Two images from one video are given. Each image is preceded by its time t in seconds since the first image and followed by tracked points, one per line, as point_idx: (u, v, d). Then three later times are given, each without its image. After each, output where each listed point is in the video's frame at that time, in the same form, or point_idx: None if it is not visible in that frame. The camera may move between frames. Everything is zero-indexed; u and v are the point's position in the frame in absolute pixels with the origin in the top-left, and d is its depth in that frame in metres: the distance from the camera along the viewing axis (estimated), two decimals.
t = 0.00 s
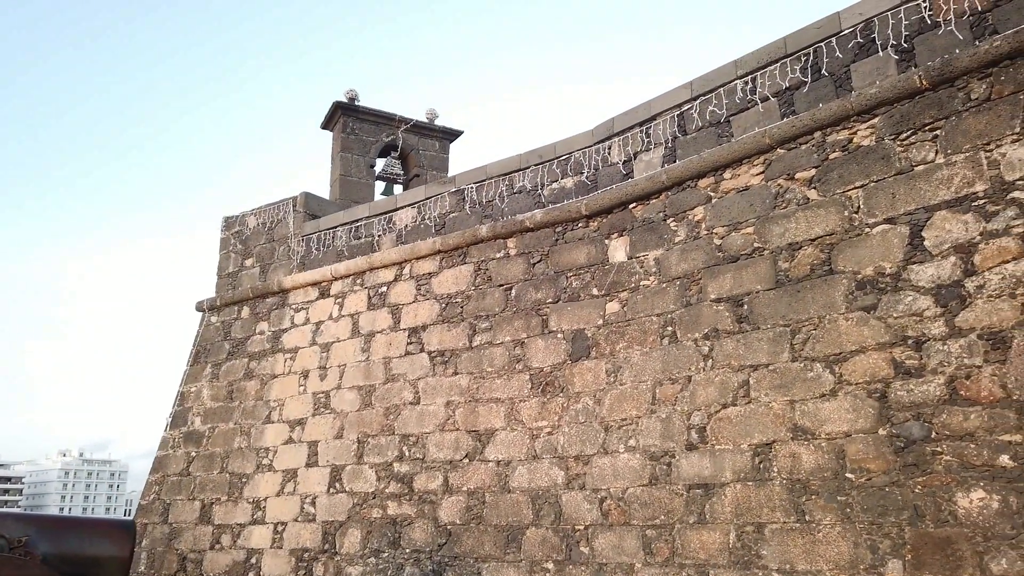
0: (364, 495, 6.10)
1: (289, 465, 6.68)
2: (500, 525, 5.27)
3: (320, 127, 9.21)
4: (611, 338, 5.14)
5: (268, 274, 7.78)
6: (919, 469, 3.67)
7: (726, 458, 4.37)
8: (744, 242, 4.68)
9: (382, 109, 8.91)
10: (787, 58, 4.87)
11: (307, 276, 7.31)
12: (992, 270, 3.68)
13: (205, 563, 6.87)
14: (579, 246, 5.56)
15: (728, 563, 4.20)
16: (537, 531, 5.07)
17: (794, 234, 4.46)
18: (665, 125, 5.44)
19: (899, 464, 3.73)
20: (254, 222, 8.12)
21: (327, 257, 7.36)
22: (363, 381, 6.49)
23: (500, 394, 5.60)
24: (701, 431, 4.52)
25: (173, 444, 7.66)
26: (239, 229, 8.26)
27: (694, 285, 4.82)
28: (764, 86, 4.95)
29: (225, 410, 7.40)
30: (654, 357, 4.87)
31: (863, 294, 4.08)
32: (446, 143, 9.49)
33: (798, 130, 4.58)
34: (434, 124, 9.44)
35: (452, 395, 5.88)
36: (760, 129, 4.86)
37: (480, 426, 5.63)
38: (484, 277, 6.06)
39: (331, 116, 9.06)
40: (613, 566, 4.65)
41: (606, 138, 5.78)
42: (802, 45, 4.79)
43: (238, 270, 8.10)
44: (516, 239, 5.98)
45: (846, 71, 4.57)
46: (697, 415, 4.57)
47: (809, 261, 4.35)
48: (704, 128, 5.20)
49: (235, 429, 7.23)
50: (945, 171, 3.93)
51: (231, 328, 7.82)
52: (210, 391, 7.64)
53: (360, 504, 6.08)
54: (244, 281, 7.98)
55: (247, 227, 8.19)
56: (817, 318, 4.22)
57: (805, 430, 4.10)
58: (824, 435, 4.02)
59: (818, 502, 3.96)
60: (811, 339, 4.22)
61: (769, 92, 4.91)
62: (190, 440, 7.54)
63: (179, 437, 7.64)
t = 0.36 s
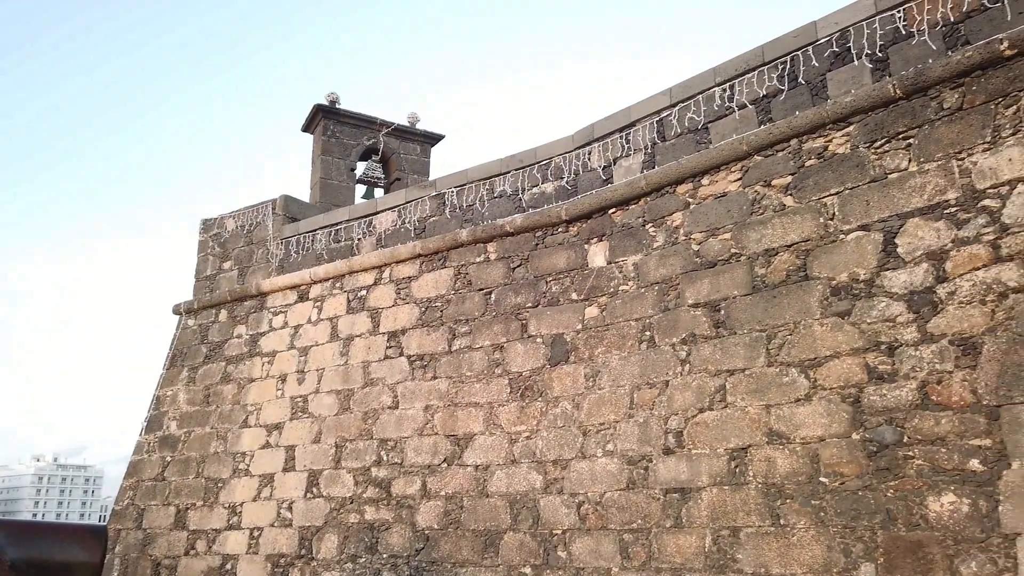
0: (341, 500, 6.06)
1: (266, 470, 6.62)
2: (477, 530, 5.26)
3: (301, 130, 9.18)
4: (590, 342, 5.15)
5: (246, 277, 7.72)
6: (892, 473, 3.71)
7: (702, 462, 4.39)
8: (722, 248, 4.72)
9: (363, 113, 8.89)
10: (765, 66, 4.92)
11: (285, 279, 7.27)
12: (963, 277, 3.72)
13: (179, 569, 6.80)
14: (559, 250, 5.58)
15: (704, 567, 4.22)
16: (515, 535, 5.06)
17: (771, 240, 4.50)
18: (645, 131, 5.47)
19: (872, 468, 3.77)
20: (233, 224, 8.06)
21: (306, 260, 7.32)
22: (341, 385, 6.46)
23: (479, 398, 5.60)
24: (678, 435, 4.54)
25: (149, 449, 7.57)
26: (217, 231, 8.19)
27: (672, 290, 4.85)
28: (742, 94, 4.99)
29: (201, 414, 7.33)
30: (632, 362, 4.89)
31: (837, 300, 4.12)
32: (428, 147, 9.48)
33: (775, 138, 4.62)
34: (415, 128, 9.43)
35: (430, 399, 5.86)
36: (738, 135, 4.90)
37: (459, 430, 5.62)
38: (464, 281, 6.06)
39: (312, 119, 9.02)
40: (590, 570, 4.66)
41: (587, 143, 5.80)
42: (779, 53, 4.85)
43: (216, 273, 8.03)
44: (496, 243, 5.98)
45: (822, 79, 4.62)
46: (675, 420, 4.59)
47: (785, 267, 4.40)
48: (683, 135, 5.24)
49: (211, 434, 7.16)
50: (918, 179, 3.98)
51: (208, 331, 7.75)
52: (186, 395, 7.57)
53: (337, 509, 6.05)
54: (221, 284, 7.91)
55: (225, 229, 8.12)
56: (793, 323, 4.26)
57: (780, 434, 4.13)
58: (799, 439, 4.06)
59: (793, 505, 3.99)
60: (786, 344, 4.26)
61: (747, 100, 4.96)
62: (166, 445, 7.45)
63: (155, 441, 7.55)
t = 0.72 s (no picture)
0: (312, 503, 6.01)
1: (236, 473, 6.55)
2: (449, 533, 5.25)
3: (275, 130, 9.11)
4: (562, 345, 5.17)
5: (218, 278, 7.64)
6: (857, 476, 3.76)
7: (672, 465, 4.43)
8: (693, 252, 4.76)
9: (338, 114, 8.85)
10: (737, 74, 4.98)
11: (257, 280, 7.21)
12: (927, 283, 3.78)
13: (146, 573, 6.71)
14: (533, 254, 5.59)
15: (673, 569, 4.26)
16: (487, 538, 5.06)
17: (741, 246, 4.55)
18: (619, 136, 5.51)
19: (837, 471, 3.83)
20: (205, 224, 7.97)
21: (279, 261, 7.26)
22: (313, 388, 6.41)
23: (452, 401, 5.59)
24: (649, 438, 4.57)
25: (115, 451, 7.45)
26: (189, 231, 8.09)
27: (644, 294, 4.89)
28: (714, 101, 5.05)
29: (170, 417, 7.24)
30: (605, 365, 4.92)
31: (805, 304, 4.18)
32: (404, 149, 9.46)
33: (746, 144, 4.68)
34: (391, 130, 9.41)
35: (403, 402, 5.84)
36: (710, 142, 4.95)
37: (431, 433, 5.61)
38: (438, 283, 6.05)
39: (287, 119, 8.97)
40: (560, 572, 4.67)
41: (561, 148, 5.83)
42: (751, 61, 4.91)
43: (187, 273, 7.94)
44: (471, 246, 5.99)
45: (792, 87, 4.69)
46: (646, 423, 4.62)
47: (754, 272, 4.45)
48: (656, 140, 5.29)
49: (180, 436, 7.06)
50: (884, 187, 4.05)
51: (178, 332, 7.66)
52: (154, 397, 7.46)
53: (308, 512, 6.00)
54: (192, 285, 7.82)
55: (197, 229, 8.03)
56: (762, 328, 4.31)
57: (749, 437, 4.18)
58: (767, 442, 4.10)
59: (760, 508, 4.04)
60: (756, 349, 4.31)
61: (719, 106, 5.01)
62: (133, 447, 7.34)
63: (122, 444, 7.43)
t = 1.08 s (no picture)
0: (279, 502, 5.96)
1: (201, 472, 6.47)
2: (417, 533, 5.24)
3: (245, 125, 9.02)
4: (533, 345, 5.19)
5: (185, 275, 7.54)
6: (819, 475, 3.82)
7: (640, 464, 4.46)
8: (663, 254, 4.80)
9: (310, 110, 8.78)
10: (707, 77, 5.04)
11: (226, 277, 7.12)
12: (889, 286, 3.85)
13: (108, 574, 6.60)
14: (504, 253, 5.61)
15: (639, 568, 4.29)
16: (455, 537, 5.06)
17: (710, 248, 4.60)
18: (591, 137, 5.54)
19: (800, 470, 3.89)
20: (172, 220, 7.85)
21: (248, 258, 7.18)
22: (282, 386, 6.35)
23: (422, 401, 5.57)
24: (617, 438, 4.60)
25: (78, 450, 7.31)
26: (156, 227, 7.97)
27: (614, 295, 4.92)
28: (685, 104, 5.09)
29: (134, 415, 7.12)
30: (574, 365, 4.95)
31: (771, 306, 4.24)
32: (376, 147, 9.42)
33: (716, 147, 4.73)
34: (364, 127, 9.35)
35: (373, 401, 5.81)
36: (680, 144, 5.00)
37: (401, 432, 5.59)
38: (409, 282, 6.03)
39: (257, 115, 8.88)
40: (528, 571, 4.69)
41: (534, 148, 5.85)
42: (721, 66, 4.97)
43: (154, 270, 7.82)
44: (442, 245, 5.98)
45: (761, 92, 4.75)
46: (614, 422, 4.65)
47: (722, 273, 4.50)
48: (627, 142, 5.32)
49: (145, 435, 6.96)
50: (849, 192, 4.12)
51: (143, 329, 7.54)
52: (119, 395, 7.34)
53: (275, 512, 5.95)
54: (159, 281, 7.71)
55: (164, 225, 7.92)
56: (728, 329, 4.36)
57: (714, 437, 4.23)
58: (733, 442, 4.15)
59: (725, 507, 4.08)
60: (722, 350, 4.36)
61: (689, 110, 5.06)
62: (96, 446, 7.22)
63: (84, 442, 7.30)
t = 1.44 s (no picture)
0: (237, 500, 5.88)
1: (158, 469, 6.36)
2: (377, 531, 5.21)
3: (208, 118, 8.88)
4: (496, 343, 5.19)
5: (144, 268, 7.39)
6: (775, 473, 3.89)
7: (600, 462, 4.49)
8: (626, 253, 4.84)
9: (274, 104, 8.68)
10: (672, 80, 5.09)
11: (186, 271, 7.00)
12: (845, 287, 3.93)
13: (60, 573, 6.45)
14: (469, 251, 5.60)
15: (599, 565, 4.32)
16: (416, 535, 5.04)
17: (672, 248, 4.65)
18: (557, 136, 5.55)
19: (757, 468, 3.95)
20: (132, 213, 7.69)
21: (210, 252, 7.07)
22: (242, 382, 6.27)
23: (384, 398, 5.54)
24: (578, 435, 4.63)
25: (29, 447, 7.13)
26: (114, 220, 7.80)
27: (578, 294, 4.95)
28: (650, 105, 5.14)
29: (89, 411, 6.97)
30: (538, 363, 4.96)
31: (731, 306, 4.30)
32: (343, 143, 9.32)
33: (679, 149, 4.78)
34: (330, 122, 9.27)
35: (335, 398, 5.76)
36: (645, 145, 5.04)
37: (362, 430, 5.55)
38: (373, 279, 5.99)
39: (221, 108, 8.75)
40: (488, 568, 4.69)
41: (500, 146, 5.85)
42: (686, 68, 5.02)
43: (111, 263, 7.66)
44: (407, 242, 5.95)
45: (724, 95, 4.81)
46: (576, 420, 4.67)
47: (684, 273, 4.55)
48: (593, 142, 5.35)
49: (99, 431, 6.81)
50: (808, 195, 4.19)
51: (100, 324, 7.38)
52: (73, 391, 7.17)
53: (233, 510, 5.86)
54: (117, 275, 7.55)
55: (123, 218, 7.75)
56: (689, 328, 4.41)
57: (674, 435, 4.27)
58: (692, 440, 4.20)
59: (683, 504, 4.13)
60: (683, 349, 4.40)
61: (654, 111, 5.10)
62: (48, 442, 7.04)
63: (36, 439, 7.12)
